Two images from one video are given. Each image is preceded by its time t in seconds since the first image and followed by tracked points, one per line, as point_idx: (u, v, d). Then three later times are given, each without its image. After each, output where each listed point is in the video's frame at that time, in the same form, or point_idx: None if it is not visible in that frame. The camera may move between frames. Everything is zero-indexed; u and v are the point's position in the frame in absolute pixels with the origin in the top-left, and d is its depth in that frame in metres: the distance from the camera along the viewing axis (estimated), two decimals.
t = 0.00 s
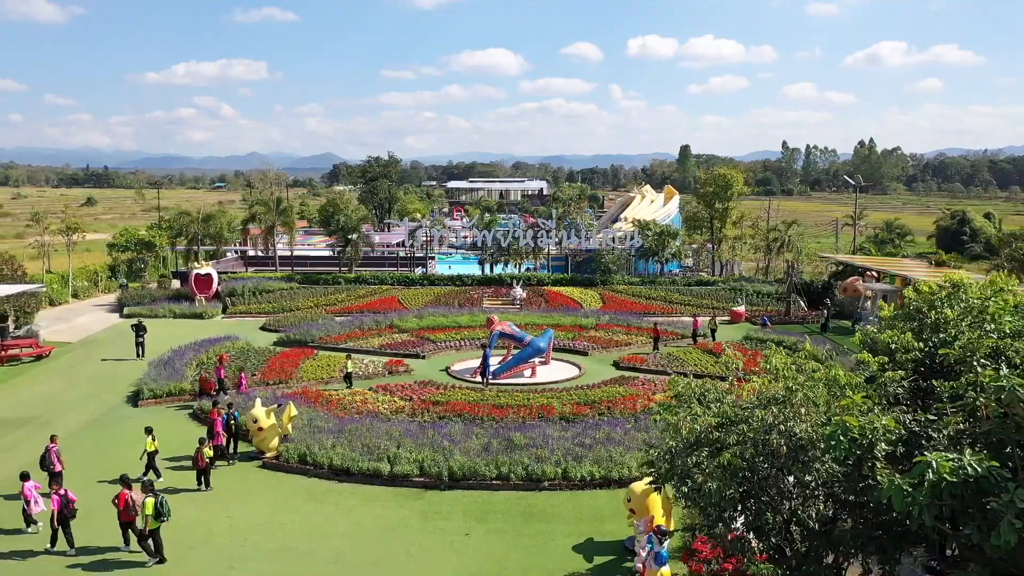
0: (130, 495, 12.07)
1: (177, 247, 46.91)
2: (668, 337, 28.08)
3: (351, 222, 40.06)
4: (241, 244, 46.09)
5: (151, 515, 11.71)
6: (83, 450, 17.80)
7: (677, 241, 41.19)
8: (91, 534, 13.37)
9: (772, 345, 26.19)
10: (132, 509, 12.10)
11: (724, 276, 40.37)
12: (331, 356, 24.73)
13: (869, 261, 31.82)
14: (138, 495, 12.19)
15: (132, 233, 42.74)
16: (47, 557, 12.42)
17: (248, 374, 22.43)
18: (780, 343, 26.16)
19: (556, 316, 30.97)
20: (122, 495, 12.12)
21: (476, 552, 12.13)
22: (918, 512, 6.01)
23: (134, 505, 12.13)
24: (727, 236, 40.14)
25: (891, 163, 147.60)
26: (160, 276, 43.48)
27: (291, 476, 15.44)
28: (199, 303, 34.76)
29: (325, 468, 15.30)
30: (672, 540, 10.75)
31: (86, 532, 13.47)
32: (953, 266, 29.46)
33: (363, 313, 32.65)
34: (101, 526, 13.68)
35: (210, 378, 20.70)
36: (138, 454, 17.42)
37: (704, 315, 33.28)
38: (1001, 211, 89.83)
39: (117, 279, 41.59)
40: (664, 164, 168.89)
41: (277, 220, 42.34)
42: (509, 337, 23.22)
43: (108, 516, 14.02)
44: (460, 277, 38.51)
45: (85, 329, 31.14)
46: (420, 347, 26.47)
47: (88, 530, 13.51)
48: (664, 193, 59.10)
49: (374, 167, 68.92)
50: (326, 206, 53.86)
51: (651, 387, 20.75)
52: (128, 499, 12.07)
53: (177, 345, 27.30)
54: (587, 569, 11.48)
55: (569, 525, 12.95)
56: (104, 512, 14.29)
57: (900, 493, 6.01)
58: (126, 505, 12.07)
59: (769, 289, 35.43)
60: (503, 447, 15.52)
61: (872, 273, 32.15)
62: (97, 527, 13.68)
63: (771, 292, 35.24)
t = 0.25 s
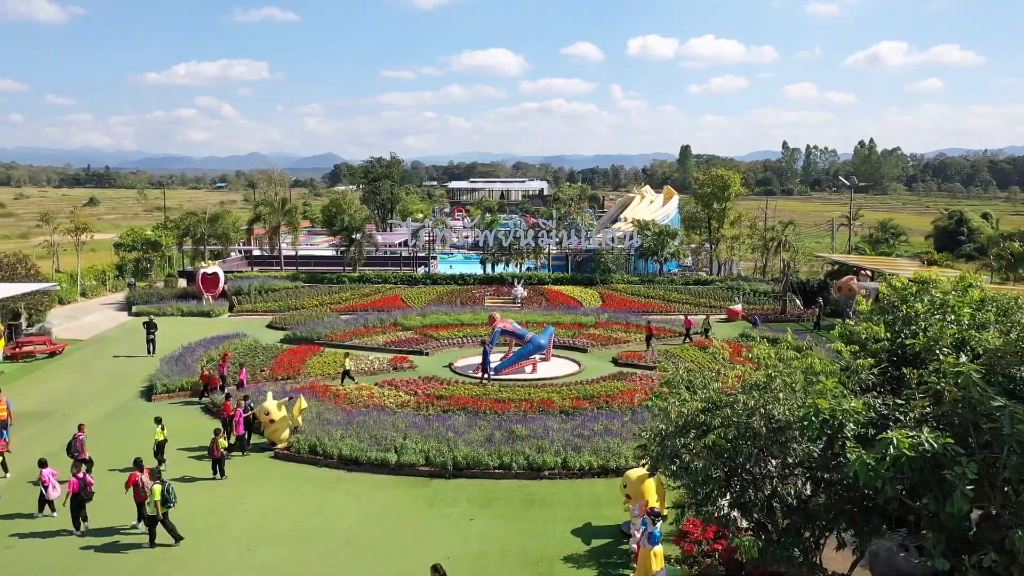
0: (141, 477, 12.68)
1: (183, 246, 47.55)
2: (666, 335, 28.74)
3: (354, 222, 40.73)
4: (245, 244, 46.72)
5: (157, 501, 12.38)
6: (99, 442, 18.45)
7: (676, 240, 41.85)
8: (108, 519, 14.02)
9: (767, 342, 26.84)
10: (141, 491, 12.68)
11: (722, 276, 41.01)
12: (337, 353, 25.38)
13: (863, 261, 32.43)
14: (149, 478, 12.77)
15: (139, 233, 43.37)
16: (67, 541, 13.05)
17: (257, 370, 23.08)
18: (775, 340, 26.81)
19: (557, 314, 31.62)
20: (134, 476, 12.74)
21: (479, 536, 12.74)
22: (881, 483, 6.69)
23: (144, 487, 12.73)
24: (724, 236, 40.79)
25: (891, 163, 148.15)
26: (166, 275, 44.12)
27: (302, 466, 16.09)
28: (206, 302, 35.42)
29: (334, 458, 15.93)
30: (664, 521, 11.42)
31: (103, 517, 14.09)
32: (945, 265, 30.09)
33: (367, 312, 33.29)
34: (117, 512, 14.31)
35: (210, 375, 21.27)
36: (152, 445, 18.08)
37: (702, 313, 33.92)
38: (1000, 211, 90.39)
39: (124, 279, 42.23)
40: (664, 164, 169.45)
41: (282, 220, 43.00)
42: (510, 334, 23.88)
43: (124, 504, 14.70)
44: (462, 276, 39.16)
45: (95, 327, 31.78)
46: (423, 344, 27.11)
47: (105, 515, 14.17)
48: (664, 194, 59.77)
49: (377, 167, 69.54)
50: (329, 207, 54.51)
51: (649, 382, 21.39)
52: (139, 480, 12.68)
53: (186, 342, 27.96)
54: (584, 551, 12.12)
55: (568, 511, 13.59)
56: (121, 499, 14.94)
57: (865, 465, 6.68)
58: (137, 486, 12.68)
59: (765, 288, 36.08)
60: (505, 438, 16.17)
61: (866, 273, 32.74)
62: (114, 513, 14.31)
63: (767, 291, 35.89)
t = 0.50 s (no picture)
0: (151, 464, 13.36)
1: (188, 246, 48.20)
2: (664, 333, 29.39)
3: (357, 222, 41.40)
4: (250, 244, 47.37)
5: (164, 488, 13.07)
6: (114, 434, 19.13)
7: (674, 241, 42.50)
8: (125, 506, 14.69)
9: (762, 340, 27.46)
10: (151, 478, 13.36)
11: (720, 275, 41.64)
12: (343, 350, 26.03)
13: (857, 260, 33.05)
14: (159, 466, 13.42)
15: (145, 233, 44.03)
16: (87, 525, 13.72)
17: (265, 366, 23.75)
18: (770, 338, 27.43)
19: (557, 313, 32.27)
20: (145, 463, 13.42)
21: (481, 522, 13.41)
22: (850, 462, 7.37)
23: (154, 474, 13.40)
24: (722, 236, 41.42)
25: (891, 163, 148.64)
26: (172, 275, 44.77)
27: (311, 457, 16.75)
28: (212, 301, 36.08)
29: (343, 450, 16.59)
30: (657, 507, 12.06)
31: (119, 504, 14.76)
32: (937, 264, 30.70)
33: (370, 310, 33.93)
34: (133, 498, 14.98)
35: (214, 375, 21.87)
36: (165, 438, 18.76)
37: (699, 311, 34.56)
38: (999, 211, 90.92)
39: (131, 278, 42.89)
40: (665, 164, 169.94)
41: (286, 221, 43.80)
42: (511, 331, 24.52)
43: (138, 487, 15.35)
44: (464, 276, 39.81)
45: (104, 325, 32.45)
46: (426, 342, 27.76)
47: (121, 502, 14.84)
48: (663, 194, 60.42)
49: (379, 168, 70.15)
50: (332, 207, 55.18)
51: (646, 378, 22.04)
52: (149, 467, 13.37)
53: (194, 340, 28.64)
54: (581, 536, 12.77)
55: (566, 499, 14.25)
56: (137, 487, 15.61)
57: (835, 446, 7.37)
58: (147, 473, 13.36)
59: (762, 287, 36.71)
60: (507, 430, 16.84)
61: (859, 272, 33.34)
62: (130, 500, 14.98)
63: (764, 291, 36.52)
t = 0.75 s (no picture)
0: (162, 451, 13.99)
1: (193, 246, 48.84)
2: (661, 332, 30.03)
3: (360, 222, 42.15)
4: (254, 244, 48.04)
5: (170, 476, 13.67)
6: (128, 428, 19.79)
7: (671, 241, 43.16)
8: (140, 493, 15.36)
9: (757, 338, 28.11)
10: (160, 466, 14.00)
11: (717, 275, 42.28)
12: (347, 348, 26.67)
13: (851, 260, 33.68)
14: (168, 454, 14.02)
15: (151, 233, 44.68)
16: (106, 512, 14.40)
17: (272, 362, 24.42)
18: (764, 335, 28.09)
19: (556, 311, 32.91)
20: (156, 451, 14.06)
21: (483, 509, 14.06)
22: (821, 443, 8.08)
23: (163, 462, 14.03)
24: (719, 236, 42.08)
25: (890, 164, 149.23)
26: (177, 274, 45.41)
27: (320, 448, 17.41)
28: (218, 300, 36.75)
29: (350, 442, 17.25)
30: (651, 493, 12.72)
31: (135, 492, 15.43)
32: (929, 264, 31.35)
33: (373, 309, 34.57)
34: (148, 487, 15.64)
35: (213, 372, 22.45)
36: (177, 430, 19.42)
37: (696, 310, 35.19)
38: (997, 211, 91.46)
39: (137, 278, 43.53)
40: (665, 164, 170.57)
41: (291, 222, 44.69)
42: (512, 329, 25.16)
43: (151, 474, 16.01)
44: (465, 275, 40.47)
45: (112, 323, 33.08)
46: (429, 340, 28.42)
47: (137, 490, 15.50)
48: (662, 195, 61.09)
49: (381, 169, 70.79)
50: (335, 208, 55.84)
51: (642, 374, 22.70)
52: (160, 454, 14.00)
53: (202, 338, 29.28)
54: (579, 521, 13.42)
55: (565, 488, 14.91)
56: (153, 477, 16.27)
57: (808, 429, 8.08)
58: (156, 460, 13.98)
59: (758, 286, 37.35)
60: (508, 423, 17.51)
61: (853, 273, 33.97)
62: (145, 488, 15.65)
63: (760, 290, 37.15)
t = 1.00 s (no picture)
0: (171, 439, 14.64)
1: (198, 246, 49.51)
2: (659, 330, 30.69)
3: (364, 223, 42.85)
4: (258, 244, 48.71)
5: (176, 463, 14.37)
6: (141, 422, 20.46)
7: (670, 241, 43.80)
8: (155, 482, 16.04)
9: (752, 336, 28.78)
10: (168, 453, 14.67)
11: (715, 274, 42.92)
12: (352, 345, 27.34)
13: (845, 260, 34.34)
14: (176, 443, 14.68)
15: (156, 233, 45.34)
16: (123, 497, 15.07)
17: (279, 359, 25.09)
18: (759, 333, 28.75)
19: (556, 310, 33.56)
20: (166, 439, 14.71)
21: (486, 496, 14.74)
22: (800, 426, 8.81)
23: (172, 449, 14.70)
24: (716, 236, 42.73)
25: (889, 164, 149.86)
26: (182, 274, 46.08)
27: (328, 440, 18.08)
28: (224, 299, 37.42)
29: (357, 434, 17.91)
30: (646, 480, 13.36)
31: (149, 479, 16.10)
32: (921, 264, 32.01)
33: (376, 308, 35.24)
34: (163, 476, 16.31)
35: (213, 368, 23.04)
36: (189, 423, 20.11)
37: (693, 309, 35.85)
38: (995, 212, 92.05)
39: (143, 277, 44.19)
40: (665, 165, 171.15)
41: (294, 222, 45.35)
42: (513, 327, 25.82)
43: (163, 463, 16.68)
44: (466, 274, 41.15)
45: (121, 321, 33.76)
46: (432, 337, 29.08)
47: (152, 478, 16.18)
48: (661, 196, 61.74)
49: (383, 170, 71.46)
50: (338, 208, 56.50)
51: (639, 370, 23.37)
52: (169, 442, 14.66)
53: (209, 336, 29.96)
54: (578, 508, 14.08)
55: (564, 477, 15.58)
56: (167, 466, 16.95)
57: (788, 413, 8.81)
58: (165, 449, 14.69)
59: (754, 286, 38.00)
60: (509, 416, 18.18)
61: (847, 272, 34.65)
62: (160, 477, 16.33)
63: (756, 289, 37.81)
